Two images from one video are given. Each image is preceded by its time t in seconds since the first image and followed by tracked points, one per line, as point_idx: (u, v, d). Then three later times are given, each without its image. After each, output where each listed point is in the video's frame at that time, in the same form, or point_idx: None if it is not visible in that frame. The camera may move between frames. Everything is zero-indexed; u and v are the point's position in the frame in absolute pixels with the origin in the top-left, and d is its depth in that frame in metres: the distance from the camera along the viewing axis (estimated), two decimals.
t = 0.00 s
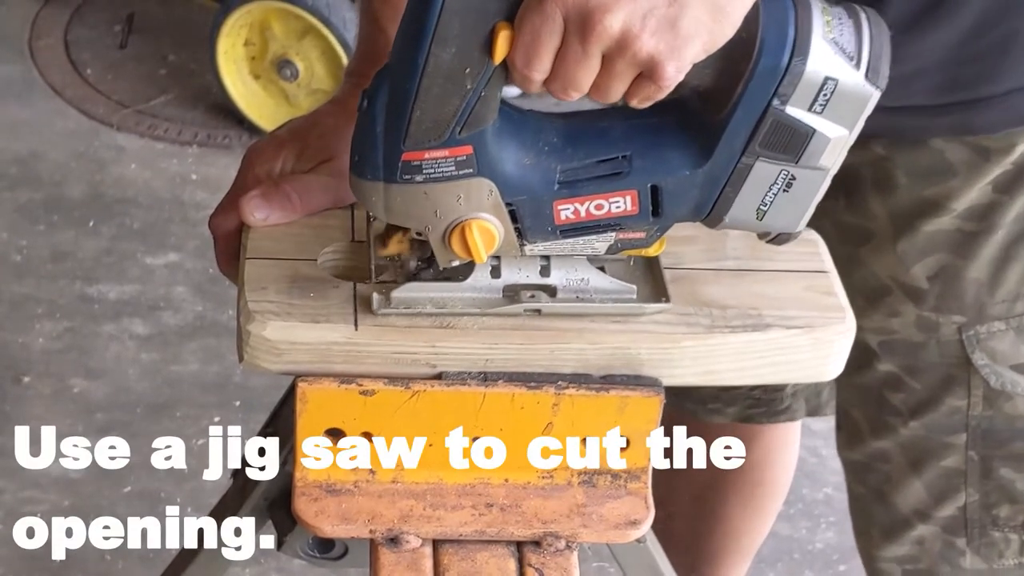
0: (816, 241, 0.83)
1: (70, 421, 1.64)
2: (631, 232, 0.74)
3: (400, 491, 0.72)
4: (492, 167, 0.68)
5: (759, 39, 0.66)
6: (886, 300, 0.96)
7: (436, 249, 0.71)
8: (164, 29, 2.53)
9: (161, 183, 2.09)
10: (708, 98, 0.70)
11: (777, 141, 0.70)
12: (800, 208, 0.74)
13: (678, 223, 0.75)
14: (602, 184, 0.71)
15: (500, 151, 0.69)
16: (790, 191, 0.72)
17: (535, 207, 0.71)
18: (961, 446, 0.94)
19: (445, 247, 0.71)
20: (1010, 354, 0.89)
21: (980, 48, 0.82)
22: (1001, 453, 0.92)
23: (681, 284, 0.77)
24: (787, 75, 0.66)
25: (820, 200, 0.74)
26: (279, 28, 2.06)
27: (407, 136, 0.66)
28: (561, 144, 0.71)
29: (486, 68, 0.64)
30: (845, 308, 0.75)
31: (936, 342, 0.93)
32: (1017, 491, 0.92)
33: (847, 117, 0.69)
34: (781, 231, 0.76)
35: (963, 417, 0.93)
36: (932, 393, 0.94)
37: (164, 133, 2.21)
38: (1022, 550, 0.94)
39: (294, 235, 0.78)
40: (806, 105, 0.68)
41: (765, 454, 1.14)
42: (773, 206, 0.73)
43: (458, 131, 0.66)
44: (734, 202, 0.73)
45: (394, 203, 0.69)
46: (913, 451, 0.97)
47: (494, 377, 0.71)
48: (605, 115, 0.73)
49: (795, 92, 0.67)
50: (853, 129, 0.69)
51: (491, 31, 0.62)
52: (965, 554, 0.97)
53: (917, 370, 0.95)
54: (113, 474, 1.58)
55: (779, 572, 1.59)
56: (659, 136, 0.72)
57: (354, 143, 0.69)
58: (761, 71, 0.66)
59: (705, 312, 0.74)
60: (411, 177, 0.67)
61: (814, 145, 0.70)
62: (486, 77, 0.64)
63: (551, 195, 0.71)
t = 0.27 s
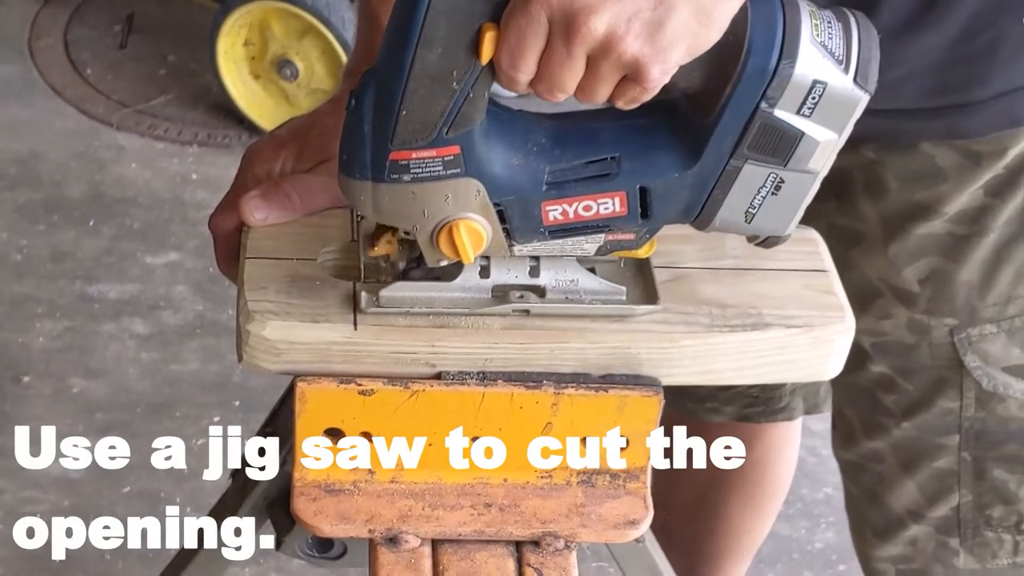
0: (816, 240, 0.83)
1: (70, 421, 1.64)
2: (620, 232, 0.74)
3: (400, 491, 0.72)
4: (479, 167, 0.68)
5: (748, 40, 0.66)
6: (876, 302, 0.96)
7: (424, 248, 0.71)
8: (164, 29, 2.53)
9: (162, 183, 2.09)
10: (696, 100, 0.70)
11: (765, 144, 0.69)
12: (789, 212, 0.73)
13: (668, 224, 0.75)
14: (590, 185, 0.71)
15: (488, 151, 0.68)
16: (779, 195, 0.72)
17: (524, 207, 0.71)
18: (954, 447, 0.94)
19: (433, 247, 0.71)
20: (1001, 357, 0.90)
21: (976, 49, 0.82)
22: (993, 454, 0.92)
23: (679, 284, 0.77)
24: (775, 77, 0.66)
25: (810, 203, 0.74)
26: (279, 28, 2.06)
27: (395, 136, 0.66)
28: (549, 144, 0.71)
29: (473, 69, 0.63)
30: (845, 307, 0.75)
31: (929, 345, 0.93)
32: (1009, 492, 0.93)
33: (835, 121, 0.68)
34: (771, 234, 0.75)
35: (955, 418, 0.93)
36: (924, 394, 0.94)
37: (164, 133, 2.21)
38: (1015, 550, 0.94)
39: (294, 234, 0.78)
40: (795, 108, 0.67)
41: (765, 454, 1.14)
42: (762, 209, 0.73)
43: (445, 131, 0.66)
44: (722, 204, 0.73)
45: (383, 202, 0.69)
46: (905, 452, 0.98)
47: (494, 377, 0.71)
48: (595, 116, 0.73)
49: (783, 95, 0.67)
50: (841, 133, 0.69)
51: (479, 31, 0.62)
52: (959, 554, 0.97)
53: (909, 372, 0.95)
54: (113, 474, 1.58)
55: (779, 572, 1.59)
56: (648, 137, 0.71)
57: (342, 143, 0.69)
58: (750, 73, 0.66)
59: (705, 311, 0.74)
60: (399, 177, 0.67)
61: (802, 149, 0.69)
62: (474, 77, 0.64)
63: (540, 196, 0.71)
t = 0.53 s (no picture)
0: (816, 240, 0.83)
1: (69, 421, 1.64)
2: (620, 231, 0.74)
3: (399, 491, 0.72)
4: (478, 165, 0.68)
5: (745, 38, 0.66)
6: (889, 300, 0.96)
7: (422, 247, 0.71)
8: (164, 28, 2.53)
9: (162, 183, 2.09)
10: (693, 98, 0.70)
11: (763, 142, 0.70)
12: (786, 208, 0.74)
13: (665, 223, 0.75)
14: (589, 183, 0.71)
15: (487, 150, 0.68)
16: (776, 192, 0.72)
17: (523, 206, 0.71)
18: (966, 443, 0.95)
19: (432, 245, 0.71)
20: (1014, 353, 0.91)
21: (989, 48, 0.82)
22: (1006, 450, 0.93)
23: (679, 284, 0.77)
24: (773, 75, 0.66)
25: (807, 199, 0.74)
26: (279, 28, 2.06)
27: (395, 134, 0.65)
28: (547, 143, 0.71)
29: (472, 67, 0.63)
30: (845, 308, 0.75)
31: (940, 342, 0.94)
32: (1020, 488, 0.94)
33: (833, 117, 0.69)
34: (767, 232, 0.76)
35: (968, 415, 0.94)
36: (936, 392, 0.95)
37: (164, 133, 2.21)
38: None
39: (294, 234, 0.78)
40: (793, 105, 0.68)
41: (767, 454, 1.14)
42: (759, 207, 0.73)
43: (445, 130, 0.66)
44: (720, 202, 0.73)
45: (382, 200, 0.68)
46: (915, 450, 0.98)
47: (494, 377, 0.71)
48: (592, 117, 0.73)
49: (781, 93, 0.67)
50: (839, 130, 0.70)
51: (479, 29, 0.62)
52: (970, 549, 0.99)
53: (921, 370, 0.95)
54: (113, 474, 1.58)
55: (779, 572, 1.59)
56: (647, 136, 0.72)
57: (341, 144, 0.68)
58: (748, 71, 0.66)
59: (705, 312, 0.74)
60: (399, 176, 0.67)
61: (800, 146, 0.69)
62: (472, 76, 0.64)
63: (538, 195, 0.71)
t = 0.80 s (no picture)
0: (816, 240, 0.83)
1: (70, 421, 1.64)
2: (607, 231, 0.74)
3: (399, 491, 0.72)
4: (464, 168, 0.68)
5: (732, 41, 0.66)
6: (871, 298, 0.96)
7: (409, 248, 0.71)
8: (165, 29, 2.53)
9: (162, 183, 2.09)
10: (681, 99, 0.70)
11: (750, 144, 0.70)
12: (775, 209, 0.74)
13: (653, 223, 0.75)
14: (576, 185, 0.71)
15: (472, 152, 0.68)
16: (764, 193, 0.73)
17: (509, 207, 0.71)
18: (946, 443, 0.93)
19: (418, 245, 0.71)
20: (994, 353, 0.89)
21: (964, 46, 0.84)
22: (987, 451, 0.92)
23: (677, 284, 0.77)
24: (760, 77, 0.66)
25: (795, 200, 0.74)
26: (279, 28, 2.06)
27: (380, 137, 0.65)
28: (534, 144, 0.71)
29: (457, 70, 0.63)
30: (845, 307, 0.75)
31: (920, 340, 0.93)
32: (1002, 488, 0.92)
33: (820, 120, 0.69)
34: (755, 233, 0.76)
35: (948, 415, 0.92)
36: (916, 391, 0.94)
37: (164, 133, 2.21)
38: (1008, 547, 0.94)
39: (294, 235, 0.78)
40: (779, 108, 0.68)
41: (765, 452, 1.14)
42: (747, 208, 0.73)
43: (431, 133, 0.66)
44: (708, 203, 0.73)
45: (368, 202, 0.68)
46: (897, 448, 0.97)
47: (493, 377, 0.71)
48: (579, 116, 0.72)
49: (768, 95, 0.67)
50: (826, 132, 0.70)
51: (462, 34, 0.62)
52: (952, 551, 0.97)
53: (902, 369, 0.95)
54: (113, 474, 1.58)
55: (779, 572, 1.59)
56: (634, 137, 0.71)
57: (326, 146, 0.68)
58: (735, 74, 0.66)
59: (704, 311, 0.74)
60: (385, 178, 0.67)
61: (787, 148, 0.70)
62: (458, 79, 0.64)
63: (525, 196, 0.70)
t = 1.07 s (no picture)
0: (816, 240, 0.83)
1: (70, 421, 1.64)
2: (605, 231, 0.74)
3: (400, 491, 0.72)
4: (463, 167, 0.68)
5: (730, 41, 0.66)
6: (884, 303, 0.96)
7: (408, 247, 0.71)
8: (164, 29, 2.53)
9: (162, 183, 2.09)
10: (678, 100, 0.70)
11: (748, 145, 0.69)
12: (772, 211, 0.74)
13: (650, 223, 0.75)
14: (574, 184, 0.71)
15: (470, 151, 0.68)
16: (762, 194, 0.72)
17: (507, 206, 0.71)
18: (960, 448, 0.94)
19: (417, 245, 0.71)
20: (1007, 359, 0.89)
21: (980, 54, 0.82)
22: (1000, 457, 0.92)
23: (677, 284, 0.77)
24: (757, 79, 0.66)
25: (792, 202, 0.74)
26: (279, 28, 2.06)
27: (378, 135, 0.65)
28: (533, 144, 0.71)
29: (455, 70, 0.63)
30: (846, 307, 0.75)
31: (933, 345, 0.93)
32: (1014, 493, 0.92)
33: (818, 121, 0.69)
34: (753, 233, 0.76)
35: (962, 419, 0.93)
36: (928, 395, 0.94)
37: (164, 133, 2.21)
38: (1021, 552, 0.94)
39: (294, 235, 0.78)
40: (777, 109, 0.68)
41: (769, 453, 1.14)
42: (745, 208, 0.73)
43: (429, 131, 0.66)
44: (706, 203, 0.73)
45: (366, 201, 0.68)
46: (909, 451, 0.98)
47: (494, 377, 0.71)
48: (578, 114, 0.72)
49: (766, 96, 0.67)
50: (824, 134, 0.69)
51: (462, 32, 0.62)
52: (965, 555, 0.98)
53: (914, 372, 0.95)
54: (113, 474, 1.58)
55: (779, 572, 1.59)
56: (632, 137, 0.71)
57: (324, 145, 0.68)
58: (733, 74, 0.66)
59: (705, 312, 0.74)
60: (383, 176, 0.67)
61: (785, 149, 0.69)
62: (456, 79, 0.64)
63: (523, 195, 0.71)
